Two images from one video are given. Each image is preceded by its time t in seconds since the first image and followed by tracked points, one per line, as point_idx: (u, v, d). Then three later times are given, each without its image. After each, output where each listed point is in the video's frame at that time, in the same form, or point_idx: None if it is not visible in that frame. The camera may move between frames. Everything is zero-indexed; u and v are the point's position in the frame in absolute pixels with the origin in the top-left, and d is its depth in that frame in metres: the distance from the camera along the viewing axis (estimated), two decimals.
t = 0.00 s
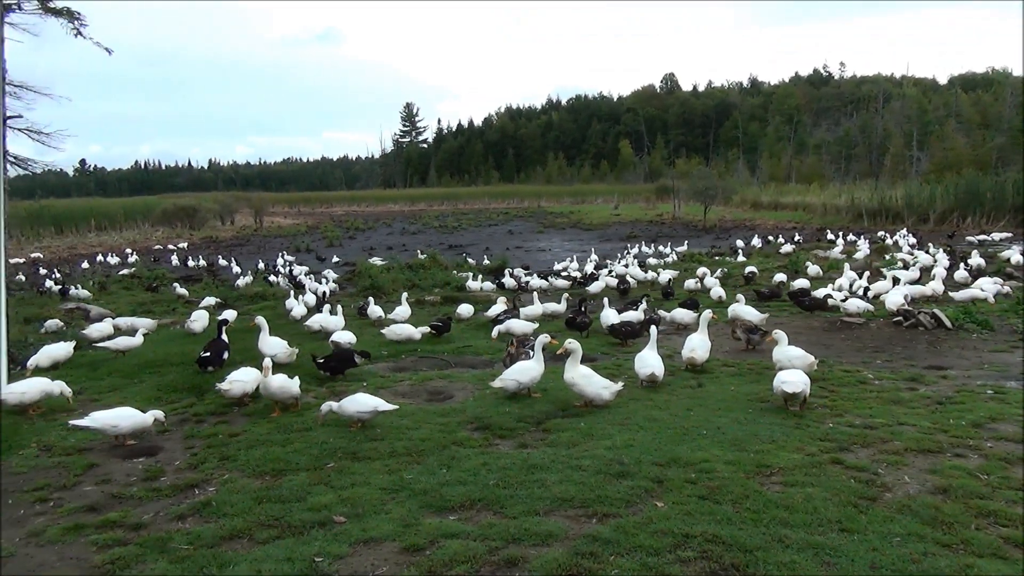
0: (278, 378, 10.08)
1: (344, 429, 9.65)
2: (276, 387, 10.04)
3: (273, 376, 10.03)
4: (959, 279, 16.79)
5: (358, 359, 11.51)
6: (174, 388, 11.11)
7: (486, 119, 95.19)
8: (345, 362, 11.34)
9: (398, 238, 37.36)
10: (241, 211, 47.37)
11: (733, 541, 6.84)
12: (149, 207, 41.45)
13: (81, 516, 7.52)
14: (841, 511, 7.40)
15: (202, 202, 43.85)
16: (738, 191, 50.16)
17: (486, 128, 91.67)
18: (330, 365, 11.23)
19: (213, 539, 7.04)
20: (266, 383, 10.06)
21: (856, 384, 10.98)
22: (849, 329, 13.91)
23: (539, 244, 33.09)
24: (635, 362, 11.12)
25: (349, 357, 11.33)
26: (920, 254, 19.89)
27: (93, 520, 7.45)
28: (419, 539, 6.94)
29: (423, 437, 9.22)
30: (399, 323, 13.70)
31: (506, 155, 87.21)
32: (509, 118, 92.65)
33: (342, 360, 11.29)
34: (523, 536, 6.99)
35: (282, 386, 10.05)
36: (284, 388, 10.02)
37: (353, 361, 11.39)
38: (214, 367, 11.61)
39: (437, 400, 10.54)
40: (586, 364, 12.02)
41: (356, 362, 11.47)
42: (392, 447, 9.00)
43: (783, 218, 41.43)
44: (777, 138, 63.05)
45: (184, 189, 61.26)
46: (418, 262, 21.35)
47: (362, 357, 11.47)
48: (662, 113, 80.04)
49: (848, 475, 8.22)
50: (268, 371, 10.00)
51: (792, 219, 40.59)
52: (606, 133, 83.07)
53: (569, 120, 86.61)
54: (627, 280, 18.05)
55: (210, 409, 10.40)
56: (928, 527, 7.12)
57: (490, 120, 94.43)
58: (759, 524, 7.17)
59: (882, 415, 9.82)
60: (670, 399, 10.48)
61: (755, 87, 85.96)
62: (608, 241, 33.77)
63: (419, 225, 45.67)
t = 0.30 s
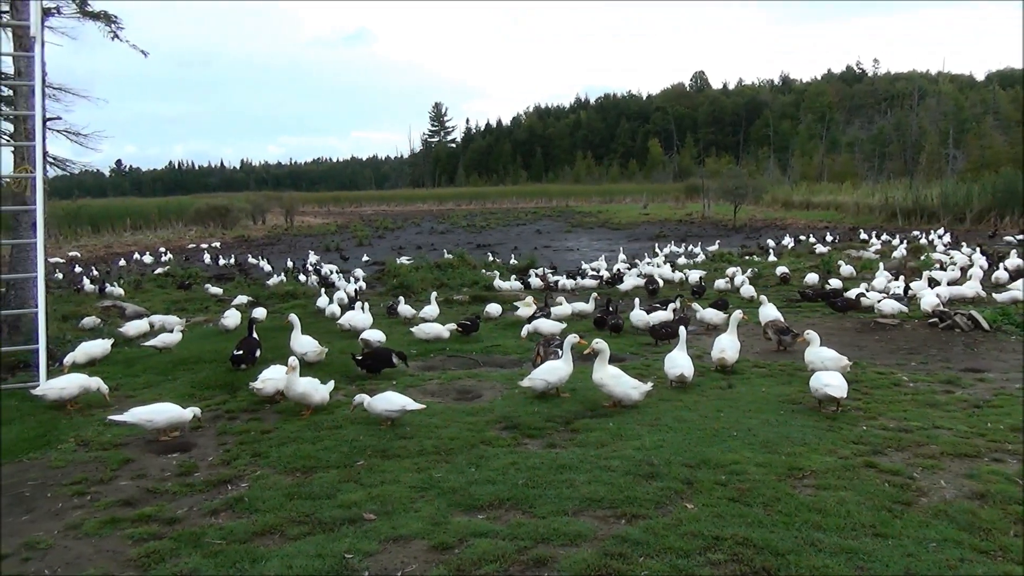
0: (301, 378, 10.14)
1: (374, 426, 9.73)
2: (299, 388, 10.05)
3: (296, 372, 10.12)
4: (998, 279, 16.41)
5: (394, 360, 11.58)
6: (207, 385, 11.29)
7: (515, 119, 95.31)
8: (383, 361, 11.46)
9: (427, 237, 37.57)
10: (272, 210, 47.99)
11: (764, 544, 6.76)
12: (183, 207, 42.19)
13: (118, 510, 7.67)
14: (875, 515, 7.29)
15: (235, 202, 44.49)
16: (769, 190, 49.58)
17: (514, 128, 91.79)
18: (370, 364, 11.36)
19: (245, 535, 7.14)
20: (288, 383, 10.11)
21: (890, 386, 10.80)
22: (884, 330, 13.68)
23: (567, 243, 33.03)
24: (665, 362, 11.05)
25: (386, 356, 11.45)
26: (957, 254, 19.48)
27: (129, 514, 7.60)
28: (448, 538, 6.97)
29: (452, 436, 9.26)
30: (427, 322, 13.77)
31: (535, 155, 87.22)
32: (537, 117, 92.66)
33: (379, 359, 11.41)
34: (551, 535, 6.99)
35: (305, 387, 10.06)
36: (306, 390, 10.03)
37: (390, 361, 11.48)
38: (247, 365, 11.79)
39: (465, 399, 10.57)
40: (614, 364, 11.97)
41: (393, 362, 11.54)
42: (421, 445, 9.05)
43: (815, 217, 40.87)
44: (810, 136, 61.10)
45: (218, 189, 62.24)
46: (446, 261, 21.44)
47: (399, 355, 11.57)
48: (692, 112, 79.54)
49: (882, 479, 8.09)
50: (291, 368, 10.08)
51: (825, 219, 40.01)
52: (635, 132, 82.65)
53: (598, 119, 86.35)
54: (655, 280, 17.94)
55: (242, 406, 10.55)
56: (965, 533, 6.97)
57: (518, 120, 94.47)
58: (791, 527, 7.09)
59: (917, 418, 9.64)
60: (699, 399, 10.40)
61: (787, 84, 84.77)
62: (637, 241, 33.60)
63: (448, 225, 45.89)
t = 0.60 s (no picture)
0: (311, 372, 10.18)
1: (388, 425, 9.76)
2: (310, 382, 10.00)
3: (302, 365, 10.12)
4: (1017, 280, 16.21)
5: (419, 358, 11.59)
6: (223, 383, 11.36)
7: (529, 119, 95.33)
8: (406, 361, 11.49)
9: (441, 237, 37.59)
10: (287, 210, 48.27)
11: (780, 547, 6.72)
12: (199, 206, 42.49)
13: (134, 508, 7.74)
14: (891, 518, 7.23)
15: (250, 202, 44.79)
16: (785, 190, 49.27)
17: (528, 128, 91.80)
18: (393, 361, 11.44)
19: (260, 533, 7.18)
20: (298, 375, 10.00)
21: (907, 388, 10.70)
22: (900, 331, 13.56)
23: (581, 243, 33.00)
24: (679, 362, 11.02)
25: (409, 353, 11.49)
26: (975, 254, 19.27)
27: (145, 511, 7.66)
28: (462, 537, 6.98)
29: (465, 436, 9.27)
30: (440, 321, 13.79)
31: (548, 154, 87.20)
32: (551, 117, 92.61)
33: (402, 357, 11.47)
34: (565, 536, 6.98)
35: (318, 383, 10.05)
36: (320, 384, 10.00)
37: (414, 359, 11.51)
38: (262, 364, 11.88)
39: (478, 398, 10.58)
40: (628, 364, 11.95)
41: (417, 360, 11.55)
42: (435, 444, 9.07)
43: (831, 217, 40.60)
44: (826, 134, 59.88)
45: (233, 188, 62.65)
46: (460, 261, 21.48)
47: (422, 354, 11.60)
48: (706, 111, 79.30)
49: (899, 481, 8.02)
50: (297, 362, 10.06)
51: (842, 218, 39.72)
52: (649, 131, 82.41)
53: (612, 118, 86.22)
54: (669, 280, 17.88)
55: (257, 404, 10.61)
56: (983, 536, 6.90)
57: (532, 120, 94.47)
58: (806, 529, 7.04)
59: (935, 421, 9.55)
60: (713, 401, 10.36)
61: (803, 83, 84.21)
62: (651, 241, 33.49)
63: (461, 224, 45.90)
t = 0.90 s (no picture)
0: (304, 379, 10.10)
1: (399, 426, 9.78)
2: (304, 383, 9.89)
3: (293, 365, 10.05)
4: None
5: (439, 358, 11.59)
6: (235, 383, 11.42)
7: (540, 119, 95.34)
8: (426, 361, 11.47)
9: (451, 238, 37.65)
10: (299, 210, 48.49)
11: (793, 549, 6.69)
12: (212, 207, 42.75)
13: (147, 507, 7.79)
14: (906, 521, 7.18)
15: (262, 202, 45.02)
16: (797, 190, 49.06)
17: (539, 128, 91.81)
18: (412, 361, 11.44)
19: (273, 533, 7.21)
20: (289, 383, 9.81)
21: (921, 389, 10.62)
22: (914, 332, 13.47)
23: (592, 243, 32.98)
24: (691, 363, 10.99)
25: (431, 353, 11.50)
26: (990, 254, 19.10)
27: (159, 510, 7.71)
28: (473, 538, 6.99)
29: (477, 436, 9.28)
30: (452, 322, 13.82)
31: (559, 154, 87.20)
32: (562, 117, 92.57)
33: (424, 357, 11.46)
34: (576, 537, 6.97)
35: (312, 386, 9.83)
36: (311, 387, 9.75)
37: (435, 358, 11.51)
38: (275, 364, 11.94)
39: (490, 399, 10.59)
40: (639, 365, 11.93)
41: (438, 361, 11.53)
42: (446, 445, 9.09)
43: (844, 217, 40.39)
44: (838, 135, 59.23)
45: (245, 189, 63.01)
46: (471, 261, 21.51)
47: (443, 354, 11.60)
48: (718, 111, 79.06)
49: (913, 484, 7.96)
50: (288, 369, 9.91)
51: (855, 218, 39.48)
52: (660, 131, 82.21)
53: (623, 118, 86.10)
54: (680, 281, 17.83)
55: (269, 404, 10.66)
56: (999, 540, 6.83)
57: (543, 120, 94.48)
58: (819, 532, 7.00)
59: (949, 423, 9.47)
60: (725, 401, 10.33)
61: (816, 83, 83.81)
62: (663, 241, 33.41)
63: (472, 225, 45.90)
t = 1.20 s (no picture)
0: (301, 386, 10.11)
1: (408, 426, 9.80)
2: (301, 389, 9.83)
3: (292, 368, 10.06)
4: None
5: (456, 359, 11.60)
6: (245, 383, 11.46)
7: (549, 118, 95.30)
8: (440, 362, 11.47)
9: (460, 238, 37.69)
10: (309, 210, 48.63)
11: (803, 551, 6.65)
12: (222, 206, 42.94)
13: (158, 506, 7.82)
14: (917, 523, 7.13)
15: (272, 202, 45.18)
16: (807, 190, 48.86)
17: (548, 128, 91.77)
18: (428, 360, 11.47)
19: (282, 532, 7.23)
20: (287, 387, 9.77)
21: (932, 391, 10.56)
22: (925, 333, 13.39)
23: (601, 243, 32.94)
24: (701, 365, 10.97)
25: (447, 354, 11.52)
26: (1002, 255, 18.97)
27: (169, 509, 7.74)
28: (482, 538, 6.99)
29: (486, 437, 9.28)
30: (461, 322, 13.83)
31: (568, 154, 87.18)
32: (571, 117, 92.50)
33: (441, 358, 11.47)
34: (586, 538, 6.96)
35: (309, 393, 9.77)
36: (307, 395, 9.69)
37: (452, 359, 11.52)
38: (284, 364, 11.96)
39: (499, 399, 10.60)
40: (648, 366, 11.90)
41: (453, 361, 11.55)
42: (455, 445, 9.10)
43: (854, 217, 40.20)
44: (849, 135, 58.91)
45: (255, 189, 63.25)
46: (480, 261, 21.52)
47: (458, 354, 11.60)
48: (727, 111, 78.83)
49: (924, 486, 7.91)
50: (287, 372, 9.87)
51: (866, 218, 39.28)
52: (670, 131, 82.01)
53: (632, 118, 85.95)
54: (689, 281, 17.79)
55: (278, 404, 10.69)
56: (1012, 543, 6.77)
57: (552, 120, 94.46)
58: (830, 534, 6.97)
59: (961, 424, 9.42)
60: (735, 402, 10.30)
61: (826, 82, 83.39)
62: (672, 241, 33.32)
63: (481, 225, 45.92)
